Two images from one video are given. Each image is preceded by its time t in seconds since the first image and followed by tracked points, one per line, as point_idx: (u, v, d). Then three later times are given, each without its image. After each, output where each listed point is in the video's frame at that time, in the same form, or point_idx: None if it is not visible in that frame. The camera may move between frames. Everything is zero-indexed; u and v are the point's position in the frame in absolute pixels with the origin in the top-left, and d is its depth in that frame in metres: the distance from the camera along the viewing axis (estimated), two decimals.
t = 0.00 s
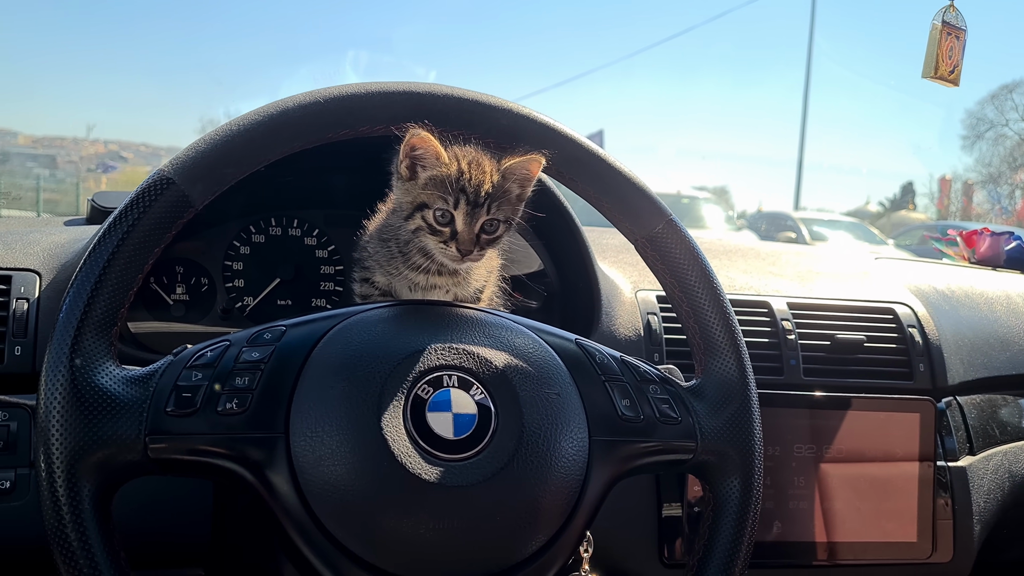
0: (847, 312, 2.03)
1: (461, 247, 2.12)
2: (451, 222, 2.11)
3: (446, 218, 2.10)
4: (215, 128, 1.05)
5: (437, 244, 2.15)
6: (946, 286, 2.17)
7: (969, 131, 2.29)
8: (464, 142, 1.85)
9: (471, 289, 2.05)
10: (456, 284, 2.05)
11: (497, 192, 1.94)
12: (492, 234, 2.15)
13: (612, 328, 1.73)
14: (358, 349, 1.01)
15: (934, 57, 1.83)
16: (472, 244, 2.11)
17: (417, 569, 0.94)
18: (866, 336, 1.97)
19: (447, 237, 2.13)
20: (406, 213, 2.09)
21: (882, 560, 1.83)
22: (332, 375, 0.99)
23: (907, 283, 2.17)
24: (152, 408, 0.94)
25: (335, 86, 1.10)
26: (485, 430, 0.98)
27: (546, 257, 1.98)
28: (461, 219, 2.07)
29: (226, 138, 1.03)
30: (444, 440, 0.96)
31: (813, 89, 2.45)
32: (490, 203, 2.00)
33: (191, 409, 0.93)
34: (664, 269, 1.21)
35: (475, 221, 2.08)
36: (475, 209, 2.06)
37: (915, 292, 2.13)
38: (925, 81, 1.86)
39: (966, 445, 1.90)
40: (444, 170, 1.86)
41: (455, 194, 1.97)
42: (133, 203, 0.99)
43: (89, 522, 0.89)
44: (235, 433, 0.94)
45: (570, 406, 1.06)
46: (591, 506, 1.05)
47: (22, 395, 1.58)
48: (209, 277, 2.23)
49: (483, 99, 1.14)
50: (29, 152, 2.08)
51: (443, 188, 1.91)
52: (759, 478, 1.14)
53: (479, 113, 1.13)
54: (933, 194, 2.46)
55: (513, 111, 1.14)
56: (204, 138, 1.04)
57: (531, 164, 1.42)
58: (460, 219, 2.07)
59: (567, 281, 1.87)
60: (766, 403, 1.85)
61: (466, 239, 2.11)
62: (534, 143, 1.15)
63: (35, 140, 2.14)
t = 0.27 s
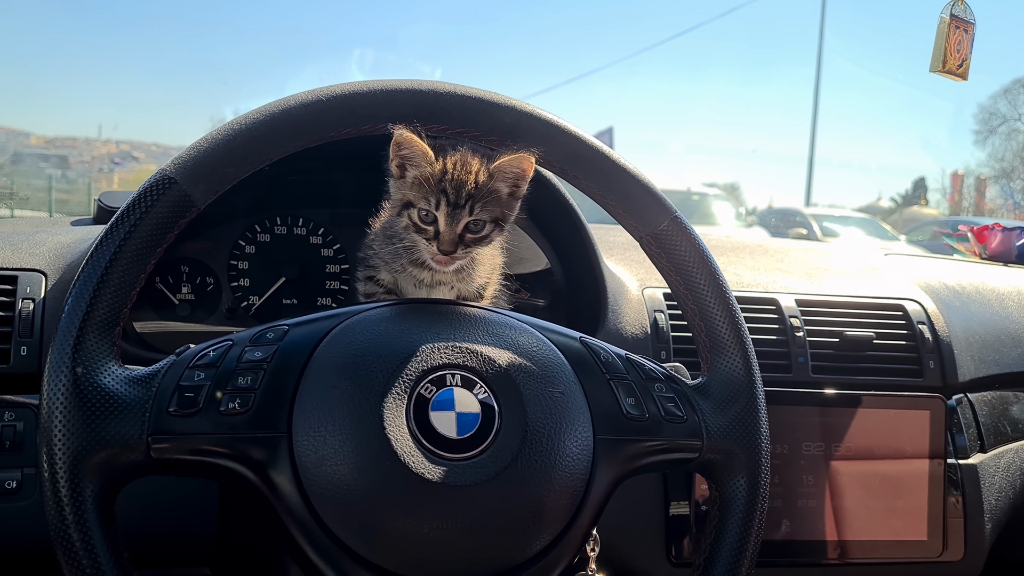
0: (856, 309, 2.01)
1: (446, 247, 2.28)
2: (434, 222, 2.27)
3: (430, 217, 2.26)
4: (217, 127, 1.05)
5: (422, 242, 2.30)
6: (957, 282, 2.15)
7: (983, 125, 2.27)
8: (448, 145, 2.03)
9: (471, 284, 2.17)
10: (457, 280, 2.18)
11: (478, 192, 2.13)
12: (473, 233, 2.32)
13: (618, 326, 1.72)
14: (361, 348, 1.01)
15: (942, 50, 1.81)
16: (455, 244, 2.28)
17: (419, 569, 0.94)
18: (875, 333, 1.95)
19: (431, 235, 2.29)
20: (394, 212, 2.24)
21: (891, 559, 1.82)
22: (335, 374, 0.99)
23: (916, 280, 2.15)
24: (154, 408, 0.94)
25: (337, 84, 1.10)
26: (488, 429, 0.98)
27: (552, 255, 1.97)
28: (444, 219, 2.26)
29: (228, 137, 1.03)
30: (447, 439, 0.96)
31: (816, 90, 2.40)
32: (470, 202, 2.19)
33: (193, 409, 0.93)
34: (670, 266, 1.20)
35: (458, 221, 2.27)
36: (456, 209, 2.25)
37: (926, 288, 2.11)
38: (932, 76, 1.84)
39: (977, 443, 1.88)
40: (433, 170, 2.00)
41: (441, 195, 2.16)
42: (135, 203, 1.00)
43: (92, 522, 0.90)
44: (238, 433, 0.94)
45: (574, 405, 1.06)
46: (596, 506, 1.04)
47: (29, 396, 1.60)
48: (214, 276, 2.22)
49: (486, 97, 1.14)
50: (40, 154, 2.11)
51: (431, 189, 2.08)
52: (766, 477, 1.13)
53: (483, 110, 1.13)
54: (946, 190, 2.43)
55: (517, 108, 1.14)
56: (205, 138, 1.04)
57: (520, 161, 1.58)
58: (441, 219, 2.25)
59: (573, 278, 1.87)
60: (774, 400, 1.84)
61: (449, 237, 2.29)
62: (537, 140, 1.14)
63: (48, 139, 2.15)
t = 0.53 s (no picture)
0: (860, 307, 2.01)
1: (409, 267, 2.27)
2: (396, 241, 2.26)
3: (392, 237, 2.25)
4: (218, 129, 1.06)
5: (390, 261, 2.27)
6: (960, 281, 2.14)
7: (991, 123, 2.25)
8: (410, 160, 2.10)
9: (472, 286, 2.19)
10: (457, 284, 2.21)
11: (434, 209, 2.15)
12: (431, 250, 2.34)
13: (620, 325, 1.72)
14: (360, 348, 1.02)
15: (942, 49, 1.80)
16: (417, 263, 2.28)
17: (418, 568, 0.94)
18: (877, 332, 1.95)
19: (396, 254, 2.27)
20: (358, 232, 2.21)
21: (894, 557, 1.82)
22: (334, 374, 0.99)
23: (920, 278, 2.15)
24: (155, 408, 0.95)
25: (336, 85, 1.10)
26: (486, 429, 0.98)
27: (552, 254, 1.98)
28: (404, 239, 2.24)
29: (227, 139, 1.04)
30: (446, 439, 0.96)
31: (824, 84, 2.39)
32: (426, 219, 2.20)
33: (194, 410, 0.94)
34: (669, 266, 1.20)
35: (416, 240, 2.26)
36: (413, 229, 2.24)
37: (929, 287, 2.10)
38: (933, 74, 1.84)
39: (980, 441, 1.88)
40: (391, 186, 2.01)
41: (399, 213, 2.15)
42: (136, 204, 1.01)
43: (93, 522, 0.91)
44: (238, 433, 0.95)
45: (573, 404, 1.06)
46: (595, 505, 1.05)
47: (33, 396, 1.61)
48: (217, 277, 2.24)
49: (485, 97, 1.14)
50: (48, 153, 2.17)
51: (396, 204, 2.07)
52: (765, 476, 1.13)
53: (482, 110, 1.13)
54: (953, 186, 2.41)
55: (516, 109, 1.14)
56: (206, 140, 1.05)
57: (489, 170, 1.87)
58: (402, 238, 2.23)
59: (574, 277, 1.87)
60: (777, 399, 1.84)
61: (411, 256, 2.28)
62: (536, 141, 1.15)
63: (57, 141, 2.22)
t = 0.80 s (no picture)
0: (859, 307, 2.01)
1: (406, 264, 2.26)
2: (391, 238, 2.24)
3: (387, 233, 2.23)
4: (218, 130, 1.07)
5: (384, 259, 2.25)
6: (959, 280, 2.14)
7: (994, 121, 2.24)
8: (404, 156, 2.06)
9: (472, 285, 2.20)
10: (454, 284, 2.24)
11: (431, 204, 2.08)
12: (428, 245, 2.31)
13: (619, 325, 1.73)
14: (361, 348, 1.02)
15: (940, 50, 1.81)
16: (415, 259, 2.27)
17: (418, 567, 0.95)
18: (876, 332, 1.95)
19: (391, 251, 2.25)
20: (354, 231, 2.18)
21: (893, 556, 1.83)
22: (335, 374, 1.00)
23: (919, 278, 2.15)
24: (156, 408, 0.96)
25: (336, 87, 1.11)
26: (485, 429, 0.99)
27: (553, 254, 1.99)
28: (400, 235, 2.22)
29: (228, 140, 1.04)
30: (445, 439, 0.97)
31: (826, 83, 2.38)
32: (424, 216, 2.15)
33: (194, 410, 0.95)
34: (668, 266, 1.21)
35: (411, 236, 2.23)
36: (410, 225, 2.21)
37: (928, 287, 2.10)
38: (931, 75, 1.84)
39: (979, 440, 1.88)
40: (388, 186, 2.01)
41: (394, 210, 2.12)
42: (138, 205, 1.01)
43: (95, 522, 0.91)
44: (238, 433, 0.95)
45: (572, 404, 1.07)
46: (593, 504, 1.05)
47: (34, 396, 1.62)
48: (218, 277, 2.24)
49: (485, 98, 1.15)
50: (49, 152, 2.21)
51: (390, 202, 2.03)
52: (763, 476, 1.14)
53: (481, 111, 1.14)
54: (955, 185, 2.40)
55: (516, 110, 1.15)
56: (207, 141, 1.06)
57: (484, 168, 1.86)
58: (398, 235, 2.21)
59: (574, 277, 1.88)
60: (776, 399, 1.84)
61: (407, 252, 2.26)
62: (536, 142, 1.15)
63: (57, 140, 2.26)
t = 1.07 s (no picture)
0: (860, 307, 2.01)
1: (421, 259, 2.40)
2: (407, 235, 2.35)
3: (404, 231, 2.34)
4: (221, 134, 1.08)
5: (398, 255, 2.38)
6: (961, 281, 2.14)
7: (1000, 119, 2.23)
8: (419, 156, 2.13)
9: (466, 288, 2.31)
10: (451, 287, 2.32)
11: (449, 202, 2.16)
12: (444, 241, 2.42)
13: (621, 326, 1.73)
14: (362, 350, 1.03)
15: (940, 52, 1.81)
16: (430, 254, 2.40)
17: (419, 568, 0.96)
18: (877, 332, 1.95)
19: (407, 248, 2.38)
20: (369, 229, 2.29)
21: (894, 555, 1.83)
22: (337, 376, 1.01)
23: (920, 279, 2.15)
24: (160, 410, 0.97)
25: (337, 90, 1.12)
26: (486, 430, 1.00)
27: (554, 254, 1.99)
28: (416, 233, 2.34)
29: (231, 144, 1.05)
30: (447, 440, 0.97)
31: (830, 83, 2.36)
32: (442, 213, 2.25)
33: (197, 412, 0.96)
34: (668, 268, 1.21)
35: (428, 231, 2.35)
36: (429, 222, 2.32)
37: (929, 287, 2.10)
38: (931, 77, 1.84)
39: (980, 441, 1.89)
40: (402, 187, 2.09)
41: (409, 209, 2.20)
42: (141, 208, 1.02)
43: (99, 523, 0.93)
44: (241, 435, 0.96)
45: (572, 406, 1.07)
46: (594, 505, 1.06)
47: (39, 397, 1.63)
48: (222, 279, 2.26)
49: (486, 102, 1.15)
50: (55, 153, 2.17)
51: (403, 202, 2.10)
52: (763, 476, 1.14)
53: (482, 115, 1.14)
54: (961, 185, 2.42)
55: (517, 113, 1.15)
56: (209, 145, 1.06)
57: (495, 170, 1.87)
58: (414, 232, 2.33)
59: (575, 277, 1.88)
60: (778, 399, 1.84)
61: (422, 249, 2.39)
62: (536, 145, 1.16)
63: (63, 139, 2.22)
